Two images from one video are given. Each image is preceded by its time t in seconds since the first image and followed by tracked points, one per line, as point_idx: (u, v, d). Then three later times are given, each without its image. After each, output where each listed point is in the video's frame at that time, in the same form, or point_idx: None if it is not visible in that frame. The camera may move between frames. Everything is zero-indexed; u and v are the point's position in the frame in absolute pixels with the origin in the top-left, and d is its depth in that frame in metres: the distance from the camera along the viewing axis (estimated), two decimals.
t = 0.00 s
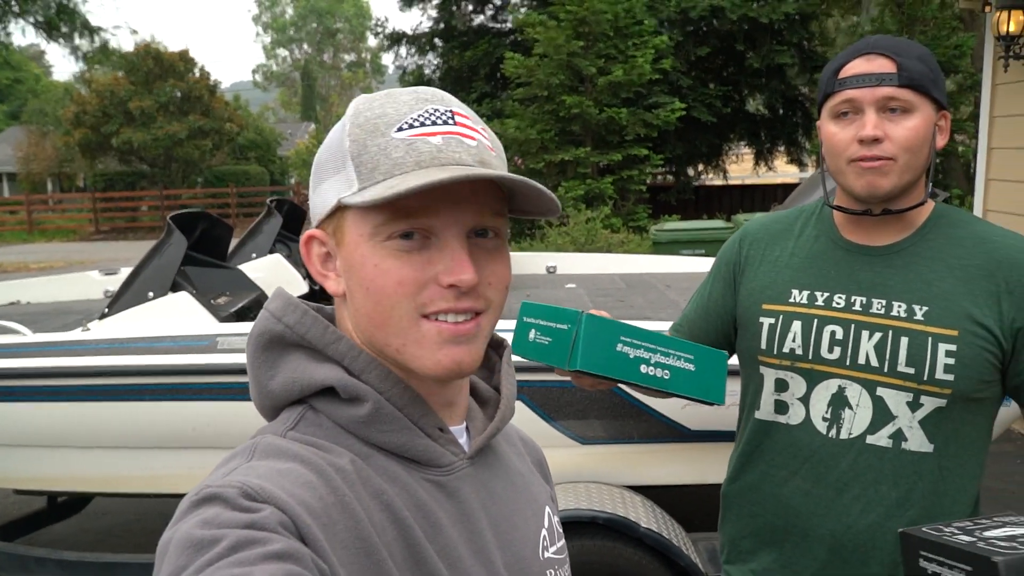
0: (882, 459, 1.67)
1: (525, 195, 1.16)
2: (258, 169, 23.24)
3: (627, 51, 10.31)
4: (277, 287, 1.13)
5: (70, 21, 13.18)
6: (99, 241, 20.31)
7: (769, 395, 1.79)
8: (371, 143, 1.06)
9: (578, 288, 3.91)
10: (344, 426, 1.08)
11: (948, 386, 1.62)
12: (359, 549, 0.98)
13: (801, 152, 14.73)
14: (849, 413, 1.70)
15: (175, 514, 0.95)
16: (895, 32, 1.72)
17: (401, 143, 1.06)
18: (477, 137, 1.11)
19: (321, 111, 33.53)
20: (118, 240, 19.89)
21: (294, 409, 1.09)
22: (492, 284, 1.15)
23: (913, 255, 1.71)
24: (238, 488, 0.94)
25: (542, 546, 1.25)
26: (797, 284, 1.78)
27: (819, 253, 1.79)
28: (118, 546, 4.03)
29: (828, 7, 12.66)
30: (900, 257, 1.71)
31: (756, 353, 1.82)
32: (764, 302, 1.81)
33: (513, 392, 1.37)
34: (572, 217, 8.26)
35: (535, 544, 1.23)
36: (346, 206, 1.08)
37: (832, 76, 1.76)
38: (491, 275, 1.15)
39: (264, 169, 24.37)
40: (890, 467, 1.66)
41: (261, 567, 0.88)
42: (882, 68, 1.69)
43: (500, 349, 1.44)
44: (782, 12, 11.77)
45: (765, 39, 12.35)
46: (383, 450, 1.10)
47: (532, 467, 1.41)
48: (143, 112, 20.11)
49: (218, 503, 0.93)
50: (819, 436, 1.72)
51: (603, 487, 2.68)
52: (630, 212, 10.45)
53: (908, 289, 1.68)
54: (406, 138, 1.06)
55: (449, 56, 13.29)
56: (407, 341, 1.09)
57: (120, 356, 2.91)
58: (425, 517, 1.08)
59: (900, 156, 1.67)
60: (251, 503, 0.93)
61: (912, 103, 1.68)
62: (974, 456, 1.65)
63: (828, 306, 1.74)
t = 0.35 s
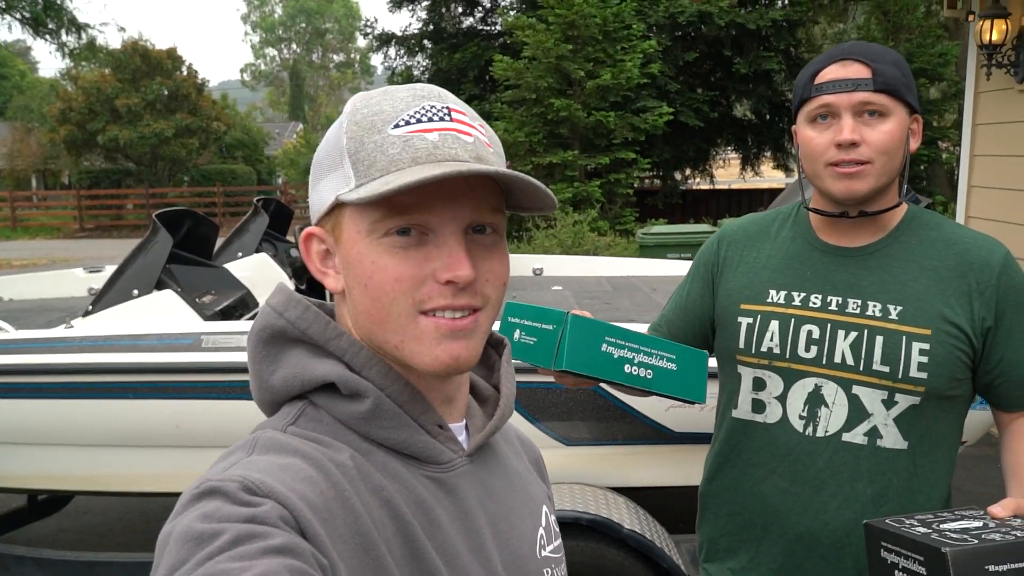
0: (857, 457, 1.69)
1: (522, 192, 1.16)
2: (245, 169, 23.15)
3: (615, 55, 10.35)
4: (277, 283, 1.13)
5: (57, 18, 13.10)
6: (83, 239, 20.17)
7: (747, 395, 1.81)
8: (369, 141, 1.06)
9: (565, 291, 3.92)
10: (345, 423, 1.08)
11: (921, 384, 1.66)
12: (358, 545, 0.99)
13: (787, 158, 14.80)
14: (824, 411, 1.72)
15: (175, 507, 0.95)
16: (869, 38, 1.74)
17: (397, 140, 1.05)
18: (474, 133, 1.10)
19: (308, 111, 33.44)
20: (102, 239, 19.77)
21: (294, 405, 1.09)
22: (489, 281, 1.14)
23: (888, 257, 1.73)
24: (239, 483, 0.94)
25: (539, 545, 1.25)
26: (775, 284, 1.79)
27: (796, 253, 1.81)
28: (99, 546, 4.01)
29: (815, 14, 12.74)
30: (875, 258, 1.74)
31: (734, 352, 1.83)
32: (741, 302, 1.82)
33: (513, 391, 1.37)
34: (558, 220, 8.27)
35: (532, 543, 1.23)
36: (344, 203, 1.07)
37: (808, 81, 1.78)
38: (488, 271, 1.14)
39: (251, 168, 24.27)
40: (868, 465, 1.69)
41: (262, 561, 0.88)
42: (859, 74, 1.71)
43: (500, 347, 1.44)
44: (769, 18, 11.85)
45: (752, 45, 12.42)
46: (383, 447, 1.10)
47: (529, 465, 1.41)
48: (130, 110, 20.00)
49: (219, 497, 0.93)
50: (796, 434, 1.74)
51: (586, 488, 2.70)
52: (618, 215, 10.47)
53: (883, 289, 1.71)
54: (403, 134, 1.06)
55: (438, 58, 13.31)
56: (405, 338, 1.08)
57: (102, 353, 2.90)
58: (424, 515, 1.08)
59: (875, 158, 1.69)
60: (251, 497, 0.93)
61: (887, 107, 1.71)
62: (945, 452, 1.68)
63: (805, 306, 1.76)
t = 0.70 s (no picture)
0: (841, 464, 1.71)
1: (520, 193, 1.16)
2: (222, 179, 23.01)
3: (594, 67, 10.41)
4: (272, 286, 1.13)
5: (33, 25, 12.98)
6: (57, 248, 19.92)
7: (731, 404, 1.81)
8: (369, 143, 1.06)
9: (543, 302, 3.93)
10: (341, 424, 1.07)
11: (904, 390, 1.69)
12: (357, 545, 0.99)
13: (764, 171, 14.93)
14: (809, 420, 1.73)
15: (172, 510, 0.95)
16: (845, 53, 1.76)
17: (397, 143, 1.06)
18: (471, 137, 1.11)
19: (287, 121, 33.33)
20: (77, 248, 19.54)
21: (290, 406, 1.08)
22: (487, 281, 1.14)
23: (867, 266, 1.76)
24: (238, 484, 0.93)
25: (533, 548, 1.24)
26: (758, 294, 1.81)
27: (777, 263, 1.82)
28: (72, 559, 3.95)
29: (791, 30, 12.90)
30: (855, 266, 1.76)
31: (718, 361, 1.83)
32: (724, 312, 1.83)
33: (506, 396, 1.36)
34: (537, 231, 8.27)
35: (526, 544, 1.23)
36: (342, 205, 1.07)
37: (785, 95, 1.79)
38: (486, 272, 1.14)
39: (229, 178, 24.13)
40: (852, 471, 1.71)
41: (261, 561, 0.88)
42: (833, 92, 1.73)
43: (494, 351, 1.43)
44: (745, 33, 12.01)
45: (729, 59, 12.54)
46: (378, 448, 1.09)
47: (523, 469, 1.40)
48: (106, 119, 19.82)
49: (217, 498, 0.93)
50: (781, 442, 1.75)
51: (565, 499, 2.70)
52: (596, 227, 10.51)
53: (864, 298, 1.74)
54: (402, 137, 1.06)
55: (418, 69, 13.34)
56: (405, 338, 1.08)
57: (78, 364, 2.87)
58: (420, 516, 1.08)
59: (848, 176, 1.72)
60: (250, 498, 0.92)
61: (861, 124, 1.73)
62: (921, 453, 1.72)
63: (788, 315, 1.77)
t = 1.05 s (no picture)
0: (832, 479, 1.71)
1: (527, 203, 1.18)
2: (204, 192, 22.89)
3: (576, 79, 10.45)
4: (258, 296, 1.10)
5: (11, 39, 12.88)
6: (36, 263, 19.73)
7: (717, 422, 1.80)
8: (382, 152, 1.05)
9: (525, 313, 3.92)
10: (326, 433, 1.05)
11: (893, 405, 1.69)
12: (344, 556, 0.97)
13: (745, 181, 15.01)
14: (798, 435, 1.73)
15: (156, 524, 0.93)
16: (829, 63, 1.77)
17: (413, 153, 1.06)
18: (472, 150, 1.13)
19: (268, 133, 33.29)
20: (57, 262, 19.36)
21: (277, 417, 1.06)
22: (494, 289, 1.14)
23: (853, 280, 1.76)
24: (222, 495, 0.91)
25: (520, 556, 1.23)
26: (745, 310, 1.80)
27: (763, 277, 1.82)
28: None
29: (771, 41, 13.01)
30: (842, 280, 1.76)
31: (706, 377, 1.82)
32: (712, 328, 1.82)
33: (491, 405, 1.35)
34: (520, 241, 8.27)
35: (513, 553, 1.21)
36: (352, 215, 1.04)
37: (771, 104, 1.80)
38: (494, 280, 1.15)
39: (210, 191, 24.01)
40: (841, 484, 1.71)
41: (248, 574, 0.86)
42: (820, 98, 1.73)
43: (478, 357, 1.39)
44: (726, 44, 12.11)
45: (710, 70, 12.62)
46: (365, 458, 1.07)
47: (511, 479, 1.39)
48: (87, 133, 19.66)
49: (202, 511, 0.91)
50: (768, 455, 1.75)
51: (548, 512, 2.68)
52: (579, 237, 10.50)
53: (851, 310, 1.74)
54: (416, 148, 1.06)
55: (399, 81, 13.35)
56: (422, 347, 1.06)
57: (54, 380, 2.83)
58: (407, 525, 1.07)
59: (836, 183, 1.72)
60: (234, 511, 0.91)
61: (848, 131, 1.73)
62: (907, 461, 1.72)
63: (776, 330, 1.77)
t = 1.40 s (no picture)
0: (821, 493, 1.69)
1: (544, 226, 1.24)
2: (201, 191, 22.84)
3: (575, 83, 10.45)
4: (244, 304, 1.09)
5: (11, 37, 12.87)
6: (33, 261, 19.69)
7: (712, 427, 1.81)
8: (429, 166, 1.07)
9: (523, 319, 3.91)
10: (315, 441, 1.05)
11: (886, 421, 1.65)
12: (333, 562, 0.97)
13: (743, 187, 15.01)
14: (789, 446, 1.72)
15: (143, 531, 0.92)
16: (812, 75, 1.75)
17: (456, 169, 1.09)
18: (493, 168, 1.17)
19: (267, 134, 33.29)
20: (53, 261, 19.32)
21: (264, 424, 1.06)
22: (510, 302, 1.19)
23: (855, 291, 1.74)
24: (210, 503, 0.91)
25: (510, 560, 1.22)
26: (743, 318, 1.80)
27: (763, 286, 1.82)
28: None
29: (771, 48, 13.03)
30: (839, 291, 1.74)
31: (701, 385, 1.83)
32: (709, 335, 1.83)
33: (479, 409, 1.34)
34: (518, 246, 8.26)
35: (503, 558, 1.20)
36: (395, 224, 1.06)
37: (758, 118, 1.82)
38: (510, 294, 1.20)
39: (208, 191, 23.97)
40: (832, 498, 1.69)
41: None
42: (787, 109, 1.72)
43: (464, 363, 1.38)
44: (725, 50, 12.13)
45: (709, 76, 12.64)
46: (354, 465, 1.06)
47: (499, 486, 1.38)
48: (85, 131, 19.62)
49: (189, 518, 0.90)
50: (759, 466, 1.74)
51: (543, 521, 2.67)
52: (577, 243, 10.46)
53: (847, 322, 1.72)
54: (458, 164, 1.10)
55: (399, 83, 13.36)
56: (453, 355, 1.09)
57: (47, 381, 2.81)
58: (397, 531, 1.06)
59: (799, 192, 1.70)
60: (222, 518, 0.90)
61: (816, 140, 1.70)
62: (911, 474, 1.68)
63: (773, 340, 1.76)
